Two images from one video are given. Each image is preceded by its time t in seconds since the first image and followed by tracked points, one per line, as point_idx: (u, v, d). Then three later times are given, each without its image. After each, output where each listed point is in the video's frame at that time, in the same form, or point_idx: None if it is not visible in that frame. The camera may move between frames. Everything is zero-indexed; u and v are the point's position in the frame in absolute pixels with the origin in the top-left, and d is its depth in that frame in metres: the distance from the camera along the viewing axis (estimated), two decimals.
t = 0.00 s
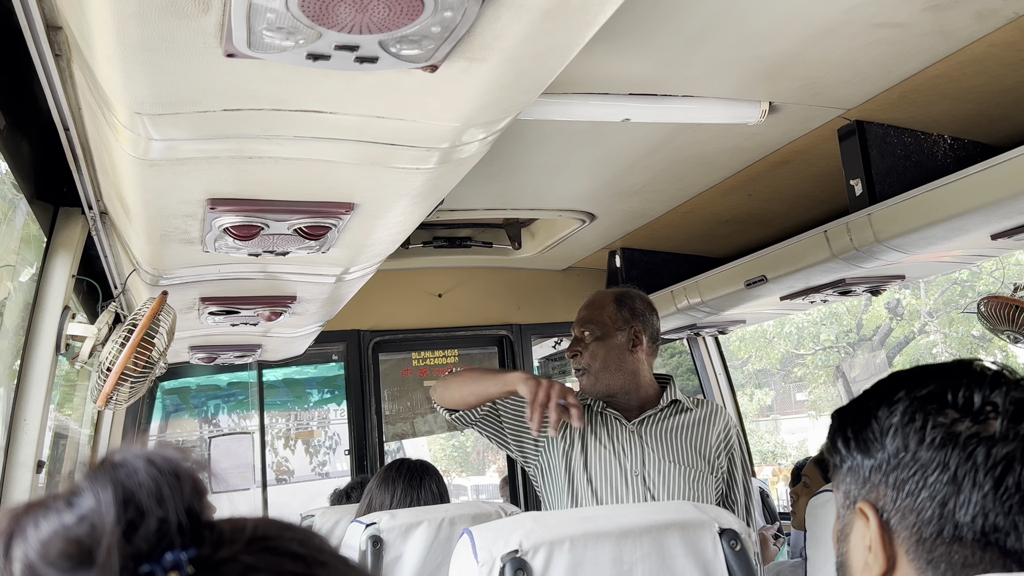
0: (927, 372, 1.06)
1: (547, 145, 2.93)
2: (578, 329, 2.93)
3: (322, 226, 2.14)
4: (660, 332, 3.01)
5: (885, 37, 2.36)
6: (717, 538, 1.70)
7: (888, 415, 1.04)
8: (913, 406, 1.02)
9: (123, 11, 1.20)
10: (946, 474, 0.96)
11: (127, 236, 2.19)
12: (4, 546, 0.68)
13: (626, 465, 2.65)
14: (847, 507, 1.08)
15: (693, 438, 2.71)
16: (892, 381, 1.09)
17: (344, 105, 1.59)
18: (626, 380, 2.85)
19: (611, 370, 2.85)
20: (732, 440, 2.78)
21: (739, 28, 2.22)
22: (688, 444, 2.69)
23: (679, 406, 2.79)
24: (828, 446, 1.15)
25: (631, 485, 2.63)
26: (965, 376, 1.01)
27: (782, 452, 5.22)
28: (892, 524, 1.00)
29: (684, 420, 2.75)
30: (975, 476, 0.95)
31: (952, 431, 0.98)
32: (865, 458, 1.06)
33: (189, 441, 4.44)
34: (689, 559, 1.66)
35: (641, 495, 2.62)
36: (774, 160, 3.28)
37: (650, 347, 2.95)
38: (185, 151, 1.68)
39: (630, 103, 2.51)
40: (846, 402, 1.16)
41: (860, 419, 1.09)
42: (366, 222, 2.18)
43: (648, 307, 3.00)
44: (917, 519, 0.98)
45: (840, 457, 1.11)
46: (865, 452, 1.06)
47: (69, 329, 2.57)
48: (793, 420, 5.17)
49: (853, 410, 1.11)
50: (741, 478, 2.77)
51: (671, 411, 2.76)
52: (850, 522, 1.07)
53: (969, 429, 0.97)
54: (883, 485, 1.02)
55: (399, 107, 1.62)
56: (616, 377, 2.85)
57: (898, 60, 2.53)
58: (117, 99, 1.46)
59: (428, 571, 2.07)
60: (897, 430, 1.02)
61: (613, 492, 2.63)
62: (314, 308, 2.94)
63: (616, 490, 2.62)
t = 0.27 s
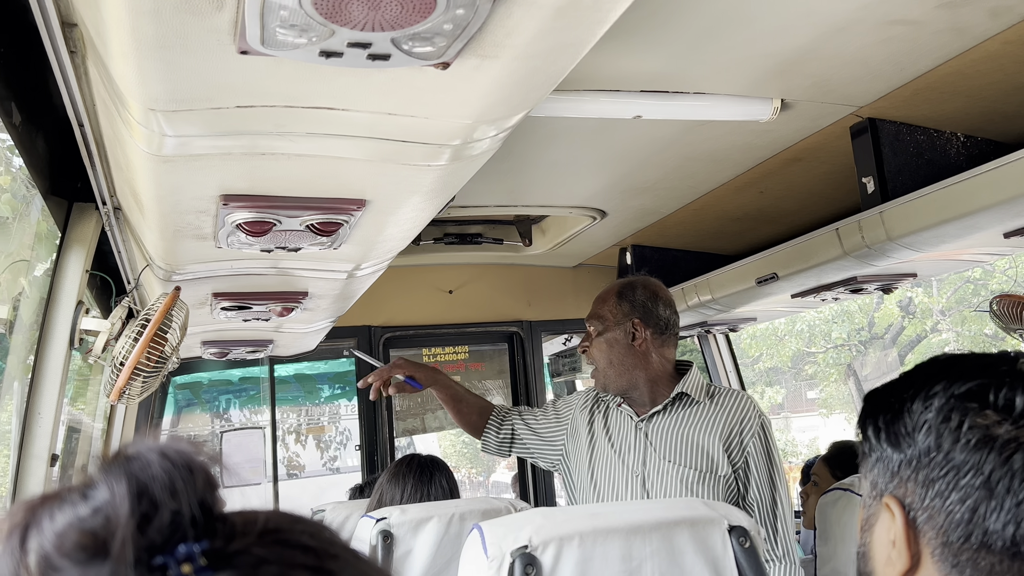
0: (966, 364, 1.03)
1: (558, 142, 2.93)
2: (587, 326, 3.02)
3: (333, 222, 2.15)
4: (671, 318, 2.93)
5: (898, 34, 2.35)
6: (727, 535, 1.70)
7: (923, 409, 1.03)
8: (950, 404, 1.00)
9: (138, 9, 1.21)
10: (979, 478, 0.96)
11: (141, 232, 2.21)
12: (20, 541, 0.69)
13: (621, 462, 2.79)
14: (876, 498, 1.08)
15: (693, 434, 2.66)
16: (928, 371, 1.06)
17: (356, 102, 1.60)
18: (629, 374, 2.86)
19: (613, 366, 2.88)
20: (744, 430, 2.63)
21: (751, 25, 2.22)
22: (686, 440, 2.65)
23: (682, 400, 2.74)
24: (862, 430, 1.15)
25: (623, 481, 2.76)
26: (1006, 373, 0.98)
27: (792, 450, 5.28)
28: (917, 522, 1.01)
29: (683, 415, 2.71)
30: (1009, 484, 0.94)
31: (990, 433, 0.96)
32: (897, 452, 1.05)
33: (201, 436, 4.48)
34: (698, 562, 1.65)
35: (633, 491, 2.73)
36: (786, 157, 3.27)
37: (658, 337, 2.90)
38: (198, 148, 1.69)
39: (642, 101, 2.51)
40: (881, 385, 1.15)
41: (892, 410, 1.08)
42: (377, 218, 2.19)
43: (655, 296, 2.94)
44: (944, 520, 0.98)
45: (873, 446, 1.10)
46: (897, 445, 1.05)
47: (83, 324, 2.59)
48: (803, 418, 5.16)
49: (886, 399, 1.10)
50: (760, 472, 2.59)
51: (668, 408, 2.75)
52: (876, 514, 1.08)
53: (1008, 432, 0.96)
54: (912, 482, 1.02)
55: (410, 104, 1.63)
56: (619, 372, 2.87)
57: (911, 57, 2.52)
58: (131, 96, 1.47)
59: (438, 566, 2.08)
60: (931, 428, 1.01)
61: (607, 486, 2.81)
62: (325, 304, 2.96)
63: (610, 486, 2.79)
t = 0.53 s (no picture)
0: (996, 360, 1.03)
1: (577, 135, 2.93)
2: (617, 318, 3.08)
3: (353, 214, 2.16)
4: (697, 307, 2.94)
5: (921, 26, 2.33)
6: (744, 528, 1.70)
7: (954, 407, 1.04)
8: (982, 404, 1.01)
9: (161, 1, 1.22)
10: (1009, 483, 0.98)
11: (162, 224, 2.23)
12: (82, 513, 0.68)
13: (647, 455, 2.85)
14: (896, 488, 1.11)
15: (715, 427, 2.67)
16: (957, 365, 1.06)
17: (376, 94, 1.60)
18: (655, 365, 2.91)
19: (639, 357, 2.94)
20: (768, 422, 2.61)
21: (772, 18, 2.20)
22: (709, 433, 2.66)
23: (706, 392, 2.76)
24: (885, 412, 1.17)
25: (650, 474, 2.82)
26: None
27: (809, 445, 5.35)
28: (940, 519, 1.03)
29: (707, 407, 2.73)
30: None
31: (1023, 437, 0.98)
32: (923, 447, 1.07)
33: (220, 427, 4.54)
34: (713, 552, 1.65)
35: (658, 484, 2.77)
36: (806, 152, 3.24)
37: (682, 326, 2.93)
38: (219, 140, 1.71)
39: (660, 94, 2.51)
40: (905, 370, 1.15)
41: (918, 401, 1.09)
42: (396, 211, 2.20)
43: (679, 285, 2.96)
44: (967, 522, 1.00)
45: (897, 435, 1.12)
46: (924, 440, 1.07)
47: (104, 315, 2.63)
48: (821, 415, 5.14)
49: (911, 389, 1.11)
50: (784, 464, 2.56)
51: (693, 400, 2.77)
52: (895, 506, 1.11)
53: None
54: (938, 480, 1.04)
55: (430, 96, 1.63)
56: (646, 363, 2.93)
57: (934, 50, 2.49)
58: (154, 88, 1.49)
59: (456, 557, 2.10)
60: (962, 429, 1.02)
61: (636, 479, 2.87)
62: (344, 296, 2.97)
63: (640, 477, 2.86)
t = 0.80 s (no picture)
0: None
1: (601, 126, 2.92)
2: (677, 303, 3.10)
3: (379, 205, 2.17)
4: (760, 295, 2.94)
5: (951, 15, 2.29)
6: (771, 519, 1.69)
7: (994, 398, 1.01)
8: None
9: None
10: None
11: (190, 214, 2.25)
12: (184, 487, 0.81)
13: (701, 443, 2.89)
14: (927, 475, 1.09)
15: (770, 418, 2.68)
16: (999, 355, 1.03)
17: (403, 84, 1.61)
18: (713, 351, 2.92)
19: (697, 343, 2.95)
20: (825, 414, 2.59)
21: (799, 7, 2.18)
22: (765, 424, 2.67)
23: (764, 381, 2.76)
24: (918, 395, 1.14)
25: (703, 462, 2.86)
26: None
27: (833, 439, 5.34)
28: (972, 512, 1.01)
29: (763, 398, 2.73)
30: None
31: None
32: (960, 437, 1.04)
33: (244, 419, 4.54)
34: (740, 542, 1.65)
35: (712, 472, 2.82)
36: (832, 143, 3.21)
37: (744, 313, 2.93)
38: (247, 129, 1.72)
39: (685, 85, 2.49)
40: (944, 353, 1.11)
41: (955, 389, 1.06)
42: (421, 202, 2.21)
43: (744, 273, 2.97)
44: (1002, 517, 0.98)
45: (933, 422, 1.09)
46: (961, 430, 1.04)
47: (133, 304, 2.65)
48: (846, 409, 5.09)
49: (948, 374, 1.08)
50: (840, 457, 2.54)
51: (750, 390, 2.78)
52: (925, 493, 1.08)
53: None
54: (972, 471, 1.02)
55: (456, 86, 1.63)
56: (704, 349, 2.94)
57: (964, 40, 2.46)
58: (184, 77, 1.50)
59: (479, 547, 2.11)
60: (1004, 423, 0.99)
61: (689, 465, 2.92)
62: (369, 287, 2.99)
63: (693, 465, 2.90)
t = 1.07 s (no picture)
0: None
1: (626, 116, 2.90)
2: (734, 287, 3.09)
3: (403, 195, 2.18)
4: (821, 284, 2.92)
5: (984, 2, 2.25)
6: (797, 511, 1.68)
7: None
8: None
9: None
10: None
11: (218, 205, 2.28)
12: (212, 500, 0.74)
13: (749, 433, 2.92)
14: (960, 465, 1.10)
15: (820, 411, 2.70)
16: None
17: (428, 74, 1.61)
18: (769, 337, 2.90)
19: (753, 328, 2.94)
20: (877, 410, 2.61)
21: None
22: (815, 416, 2.70)
23: (815, 373, 2.78)
24: (955, 381, 1.15)
25: (751, 452, 2.90)
26: None
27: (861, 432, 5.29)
28: (1007, 506, 1.02)
29: (813, 391, 2.76)
30: None
31: None
32: (998, 430, 1.06)
33: (271, 410, 4.63)
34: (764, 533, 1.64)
35: (759, 462, 2.85)
36: (861, 133, 3.17)
37: (803, 302, 2.91)
38: (273, 120, 1.73)
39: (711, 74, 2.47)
40: (983, 341, 1.13)
41: (998, 380, 1.07)
42: (446, 192, 2.22)
43: (806, 261, 2.95)
44: None
45: (971, 411, 1.10)
46: (1000, 422, 1.06)
47: (162, 295, 2.69)
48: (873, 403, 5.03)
49: (992, 365, 1.09)
50: (891, 452, 2.55)
51: (801, 382, 2.80)
52: (957, 482, 1.10)
53: None
54: (1011, 464, 1.03)
55: (480, 76, 1.63)
56: (760, 335, 2.92)
57: (998, 27, 2.41)
58: (210, 68, 1.52)
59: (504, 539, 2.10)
60: None
61: (737, 455, 2.97)
62: (393, 278, 3.01)
63: (740, 454, 2.94)
